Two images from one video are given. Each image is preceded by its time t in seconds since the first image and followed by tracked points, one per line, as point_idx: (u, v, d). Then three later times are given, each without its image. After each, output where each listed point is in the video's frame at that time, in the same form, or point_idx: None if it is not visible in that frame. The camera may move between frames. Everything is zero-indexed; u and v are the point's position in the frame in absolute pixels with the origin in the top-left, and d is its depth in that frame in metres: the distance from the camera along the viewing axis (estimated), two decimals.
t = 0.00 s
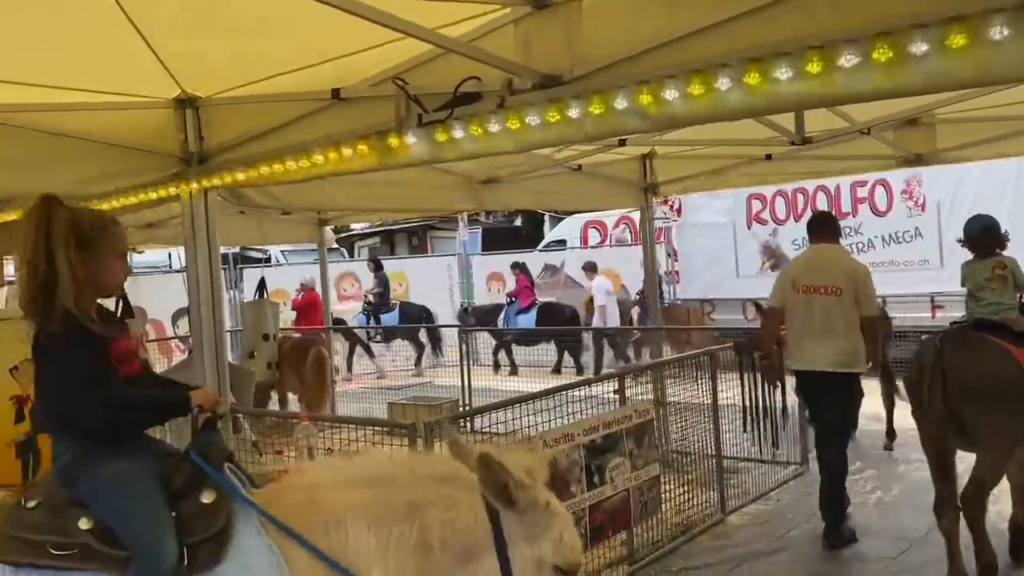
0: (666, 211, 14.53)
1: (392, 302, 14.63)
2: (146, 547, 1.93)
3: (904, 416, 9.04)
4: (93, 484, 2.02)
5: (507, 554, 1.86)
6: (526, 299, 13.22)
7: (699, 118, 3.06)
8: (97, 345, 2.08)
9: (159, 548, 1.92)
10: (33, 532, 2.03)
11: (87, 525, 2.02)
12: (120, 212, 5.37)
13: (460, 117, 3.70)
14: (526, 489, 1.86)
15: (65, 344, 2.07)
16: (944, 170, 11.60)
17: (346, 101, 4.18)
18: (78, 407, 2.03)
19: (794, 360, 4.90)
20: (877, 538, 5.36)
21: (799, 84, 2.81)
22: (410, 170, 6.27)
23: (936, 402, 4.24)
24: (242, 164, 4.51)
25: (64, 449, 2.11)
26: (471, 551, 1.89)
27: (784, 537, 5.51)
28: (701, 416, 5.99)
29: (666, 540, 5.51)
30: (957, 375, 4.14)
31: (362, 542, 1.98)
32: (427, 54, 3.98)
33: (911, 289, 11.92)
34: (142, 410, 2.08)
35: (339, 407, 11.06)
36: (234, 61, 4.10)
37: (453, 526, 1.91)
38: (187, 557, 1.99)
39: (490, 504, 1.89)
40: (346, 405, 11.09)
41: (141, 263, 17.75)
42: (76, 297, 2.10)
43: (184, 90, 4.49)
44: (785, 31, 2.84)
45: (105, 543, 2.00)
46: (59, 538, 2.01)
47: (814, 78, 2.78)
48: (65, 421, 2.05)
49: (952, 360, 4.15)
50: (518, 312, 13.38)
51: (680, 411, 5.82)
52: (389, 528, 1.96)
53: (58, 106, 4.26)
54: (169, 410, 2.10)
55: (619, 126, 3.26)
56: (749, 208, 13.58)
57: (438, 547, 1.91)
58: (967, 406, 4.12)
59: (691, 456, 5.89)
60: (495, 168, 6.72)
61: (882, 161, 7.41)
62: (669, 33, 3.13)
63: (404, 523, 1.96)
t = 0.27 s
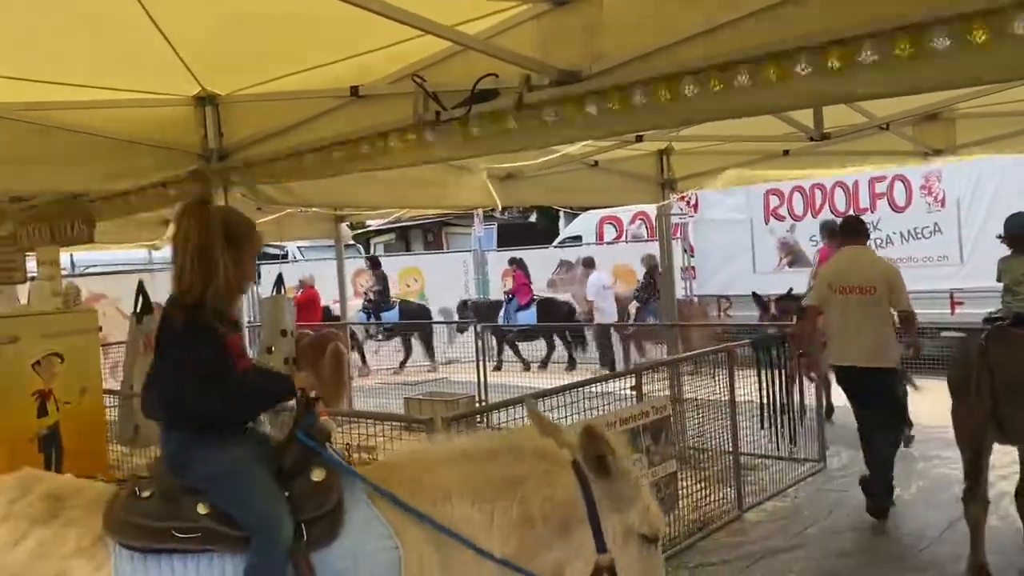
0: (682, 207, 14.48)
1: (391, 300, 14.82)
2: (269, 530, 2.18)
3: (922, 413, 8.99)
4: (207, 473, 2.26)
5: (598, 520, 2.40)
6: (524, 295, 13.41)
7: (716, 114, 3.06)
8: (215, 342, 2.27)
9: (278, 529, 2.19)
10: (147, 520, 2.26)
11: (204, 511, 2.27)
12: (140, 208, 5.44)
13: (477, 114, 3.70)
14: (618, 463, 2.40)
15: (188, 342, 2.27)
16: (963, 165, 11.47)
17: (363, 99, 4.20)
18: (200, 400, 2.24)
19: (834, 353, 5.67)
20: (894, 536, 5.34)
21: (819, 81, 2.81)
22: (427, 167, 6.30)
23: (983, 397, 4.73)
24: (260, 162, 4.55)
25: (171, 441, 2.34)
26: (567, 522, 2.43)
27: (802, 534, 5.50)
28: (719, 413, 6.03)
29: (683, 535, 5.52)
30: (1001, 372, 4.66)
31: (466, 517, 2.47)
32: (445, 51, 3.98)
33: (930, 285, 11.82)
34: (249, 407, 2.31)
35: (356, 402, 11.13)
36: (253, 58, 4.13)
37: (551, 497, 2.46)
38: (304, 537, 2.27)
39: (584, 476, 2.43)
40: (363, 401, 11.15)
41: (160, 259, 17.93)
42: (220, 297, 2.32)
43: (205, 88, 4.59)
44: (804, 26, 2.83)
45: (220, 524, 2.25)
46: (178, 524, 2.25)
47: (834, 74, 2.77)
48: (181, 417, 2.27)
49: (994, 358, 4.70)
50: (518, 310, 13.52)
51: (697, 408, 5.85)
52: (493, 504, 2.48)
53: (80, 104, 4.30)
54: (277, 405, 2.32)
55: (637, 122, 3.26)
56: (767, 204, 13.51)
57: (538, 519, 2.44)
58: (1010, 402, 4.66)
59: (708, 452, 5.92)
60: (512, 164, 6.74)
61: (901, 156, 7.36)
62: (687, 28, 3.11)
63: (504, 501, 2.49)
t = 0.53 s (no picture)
0: (701, 202, 14.41)
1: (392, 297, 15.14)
2: (407, 505, 2.35)
3: (944, 409, 8.91)
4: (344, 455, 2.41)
5: (683, 496, 2.81)
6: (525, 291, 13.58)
7: (736, 108, 3.05)
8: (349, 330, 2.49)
9: (413, 498, 2.36)
10: (286, 499, 2.38)
11: (338, 490, 2.42)
12: (160, 206, 5.49)
13: (497, 109, 3.70)
14: (699, 440, 2.88)
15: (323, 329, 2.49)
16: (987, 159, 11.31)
17: (383, 96, 4.21)
18: (331, 374, 2.45)
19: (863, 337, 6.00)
20: (917, 532, 5.30)
21: (840, 74, 2.79)
22: (446, 163, 6.32)
23: None
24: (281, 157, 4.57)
25: (302, 425, 2.51)
26: (651, 496, 2.81)
27: (821, 530, 5.47)
28: (738, 408, 6.05)
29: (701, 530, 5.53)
30: None
31: (571, 497, 2.76)
32: (465, 46, 3.96)
33: (953, 281, 11.70)
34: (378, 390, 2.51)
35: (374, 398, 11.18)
36: (272, 55, 4.15)
37: (644, 474, 2.81)
38: (436, 515, 2.45)
39: (667, 454, 2.85)
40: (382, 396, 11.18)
41: (180, 255, 18.08)
42: (323, 280, 2.51)
43: (226, 86, 4.57)
44: (826, 18, 2.80)
45: (357, 505, 2.41)
46: (317, 505, 2.39)
47: (855, 67, 2.75)
48: (317, 397, 2.44)
49: None
50: (517, 306, 13.67)
51: (716, 404, 5.87)
52: (590, 480, 2.79)
53: (100, 101, 4.34)
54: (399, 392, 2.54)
55: (657, 117, 3.26)
56: (787, 199, 13.44)
57: (628, 494, 2.80)
58: None
59: (727, 447, 5.93)
60: (531, 160, 6.73)
61: (924, 150, 7.28)
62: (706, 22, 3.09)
63: (602, 479, 2.80)
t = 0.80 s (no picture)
0: (723, 198, 14.34)
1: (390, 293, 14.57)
2: (527, 481, 2.41)
3: (971, 407, 8.81)
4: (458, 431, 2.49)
5: (754, 486, 2.83)
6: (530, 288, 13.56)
7: (759, 102, 3.04)
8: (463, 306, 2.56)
9: (532, 478, 2.42)
10: (404, 475, 2.44)
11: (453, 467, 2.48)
12: (185, 203, 5.56)
13: (518, 105, 3.71)
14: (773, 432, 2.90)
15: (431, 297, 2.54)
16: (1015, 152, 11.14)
17: (405, 92, 4.22)
18: (451, 351, 2.52)
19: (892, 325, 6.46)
20: (944, 530, 5.24)
21: (864, 67, 2.77)
22: (468, 159, 6.33)
23: None
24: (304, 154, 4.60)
25: (414, 403, 2.57)
26: (726, 484, 2.85)
27: (845, 527, 5.44)
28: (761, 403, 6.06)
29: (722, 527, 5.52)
30: None
31: (659, 480, 2.82)
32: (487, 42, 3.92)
33: (980, 276, 11.56)
34: (488, 368, 2.58)
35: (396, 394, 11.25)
36: (296, 52, 4.18)
37: (721, 462, 2.84)
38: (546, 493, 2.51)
39: (741, 443, 2.88)
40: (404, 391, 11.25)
41: (205, 252, 18.27)
42: (449, 266, 2.58)
43: (249, 83, 4.62)
44: (850, 11, 2.78)
45: (473, 481, 2.46)
46: (433, 479, 2.44)
47: (879, 60, 2.73)
48: (436, 372, 2.52)
49: None
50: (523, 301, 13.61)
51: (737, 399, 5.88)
52: (672, 463, 2.85)
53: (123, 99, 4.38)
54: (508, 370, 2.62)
55: (679, 112, 3.25)
56: (811, 194, 13.31)
57: (706, 481, 2.85)
58: None
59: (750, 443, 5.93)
60: (552, 155, 6.73)
61: (950, 144, 7.19)
62: (730, 16, 3.07)
63: (681, 463, 2.85)
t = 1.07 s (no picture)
0: (752, 192, 14.23)
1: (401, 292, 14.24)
2: (650, 460, 2.71)
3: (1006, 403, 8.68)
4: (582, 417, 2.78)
5: (834, 463, 3.34)
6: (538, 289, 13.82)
7: (788, 94, 3.02)
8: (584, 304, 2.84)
9: (653, 451, 2.73)
10: (534, 453, 2.68)
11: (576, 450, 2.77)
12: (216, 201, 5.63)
13: (545, 100, 3.71)
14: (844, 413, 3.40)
15: (555, 293, 2.81)
16: None
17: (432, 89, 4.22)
18: (565, 334, 2.82)
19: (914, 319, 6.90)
20: (977, 529, 5.16)
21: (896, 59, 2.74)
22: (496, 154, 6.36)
23: None
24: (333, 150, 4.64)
25: (535, 389, 2.84)
26: (809, 462, 3.33)
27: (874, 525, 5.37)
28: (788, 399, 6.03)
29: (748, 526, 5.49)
30: None
31: (745, 459, 3.19)
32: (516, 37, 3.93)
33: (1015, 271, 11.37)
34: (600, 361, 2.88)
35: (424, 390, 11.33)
36: (325, 50, 4.22)
37: (800, 438, 3.32)
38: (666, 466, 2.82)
39: (819, 423, 3.37)
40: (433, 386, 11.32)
41: (235, 249, 18.48)
42: (551, 252, 2.92)
43: (278, 81, 4.67)
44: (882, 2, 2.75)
45: (594, 457, 2.76)
46: (562, 460, 2.69)
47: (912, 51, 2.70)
48: (553, 354, 2.80)
49: None
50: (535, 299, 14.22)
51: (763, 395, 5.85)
52: (763, 444, 3.26)
53: (156, 98, 4.44)
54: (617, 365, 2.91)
55: (707, 105, 3.24)
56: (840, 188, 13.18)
57: (789, 459, 3.29)
58: None
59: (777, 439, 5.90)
60: (580, 151, 6.73)
61: (984, 136, 7.08)
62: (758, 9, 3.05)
63: (772, 443, 3.28)
